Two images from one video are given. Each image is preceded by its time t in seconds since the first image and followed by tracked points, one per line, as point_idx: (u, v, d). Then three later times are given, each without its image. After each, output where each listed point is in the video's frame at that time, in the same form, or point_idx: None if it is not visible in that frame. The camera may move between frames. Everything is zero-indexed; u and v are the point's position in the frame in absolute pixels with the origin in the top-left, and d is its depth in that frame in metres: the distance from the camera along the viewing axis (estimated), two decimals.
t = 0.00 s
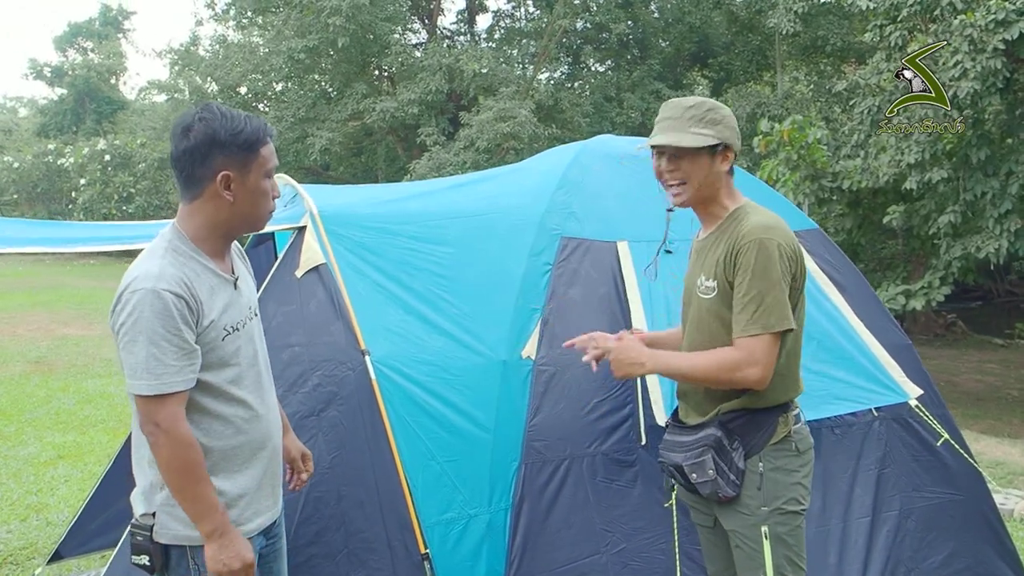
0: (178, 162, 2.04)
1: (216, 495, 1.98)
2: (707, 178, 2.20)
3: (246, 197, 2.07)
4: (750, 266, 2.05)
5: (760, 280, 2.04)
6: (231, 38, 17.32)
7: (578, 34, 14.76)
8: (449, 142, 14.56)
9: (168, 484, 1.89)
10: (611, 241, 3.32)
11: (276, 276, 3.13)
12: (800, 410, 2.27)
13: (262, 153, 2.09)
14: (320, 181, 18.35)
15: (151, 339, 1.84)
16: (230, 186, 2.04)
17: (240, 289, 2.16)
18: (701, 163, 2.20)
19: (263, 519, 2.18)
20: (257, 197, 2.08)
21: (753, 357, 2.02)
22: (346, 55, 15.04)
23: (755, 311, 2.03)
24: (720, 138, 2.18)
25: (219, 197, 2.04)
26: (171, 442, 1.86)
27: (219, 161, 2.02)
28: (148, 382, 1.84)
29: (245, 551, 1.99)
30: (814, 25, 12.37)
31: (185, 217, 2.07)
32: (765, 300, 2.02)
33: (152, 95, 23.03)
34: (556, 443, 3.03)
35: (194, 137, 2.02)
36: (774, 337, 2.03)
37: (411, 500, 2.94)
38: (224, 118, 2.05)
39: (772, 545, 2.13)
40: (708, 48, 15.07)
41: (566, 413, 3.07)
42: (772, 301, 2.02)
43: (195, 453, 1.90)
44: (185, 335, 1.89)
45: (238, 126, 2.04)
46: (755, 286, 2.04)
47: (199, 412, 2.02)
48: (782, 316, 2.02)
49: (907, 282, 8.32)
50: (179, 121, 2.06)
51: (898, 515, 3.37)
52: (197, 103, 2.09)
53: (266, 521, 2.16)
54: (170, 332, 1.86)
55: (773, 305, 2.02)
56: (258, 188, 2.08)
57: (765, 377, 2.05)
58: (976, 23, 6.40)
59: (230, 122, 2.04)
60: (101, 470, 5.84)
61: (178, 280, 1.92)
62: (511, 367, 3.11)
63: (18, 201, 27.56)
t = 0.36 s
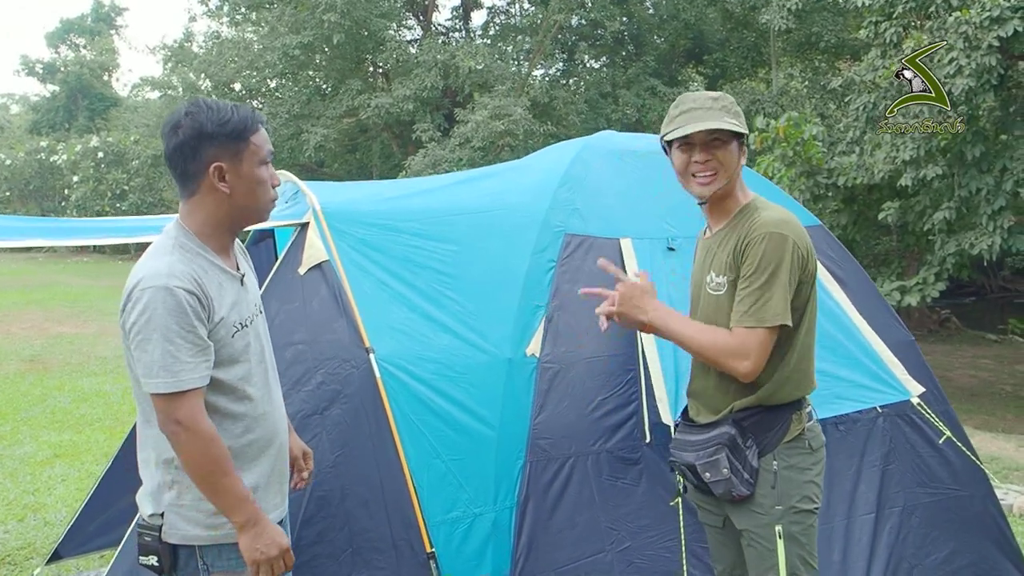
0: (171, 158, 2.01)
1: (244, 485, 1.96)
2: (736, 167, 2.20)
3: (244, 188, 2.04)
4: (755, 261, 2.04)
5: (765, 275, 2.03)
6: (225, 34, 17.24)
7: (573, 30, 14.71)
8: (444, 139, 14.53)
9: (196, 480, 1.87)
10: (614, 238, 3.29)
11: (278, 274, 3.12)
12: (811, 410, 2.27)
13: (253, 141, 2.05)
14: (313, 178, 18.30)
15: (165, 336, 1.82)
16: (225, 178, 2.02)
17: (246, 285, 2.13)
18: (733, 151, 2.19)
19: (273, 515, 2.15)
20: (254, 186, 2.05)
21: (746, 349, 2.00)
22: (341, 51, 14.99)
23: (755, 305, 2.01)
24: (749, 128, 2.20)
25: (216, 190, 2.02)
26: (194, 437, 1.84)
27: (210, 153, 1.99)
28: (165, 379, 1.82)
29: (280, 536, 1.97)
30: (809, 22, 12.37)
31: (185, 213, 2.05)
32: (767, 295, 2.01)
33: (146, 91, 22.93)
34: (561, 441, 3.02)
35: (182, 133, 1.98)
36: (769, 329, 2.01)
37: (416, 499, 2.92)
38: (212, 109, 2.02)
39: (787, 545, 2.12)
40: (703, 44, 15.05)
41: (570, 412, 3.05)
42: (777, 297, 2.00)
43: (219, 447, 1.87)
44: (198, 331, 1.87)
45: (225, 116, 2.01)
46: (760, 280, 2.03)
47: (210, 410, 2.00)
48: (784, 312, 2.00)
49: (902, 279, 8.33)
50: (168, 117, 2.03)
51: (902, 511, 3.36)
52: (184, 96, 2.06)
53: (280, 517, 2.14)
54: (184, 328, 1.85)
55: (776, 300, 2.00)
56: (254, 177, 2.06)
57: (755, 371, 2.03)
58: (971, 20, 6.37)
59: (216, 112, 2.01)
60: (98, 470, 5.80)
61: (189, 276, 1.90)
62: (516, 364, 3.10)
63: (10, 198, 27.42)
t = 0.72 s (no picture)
0: (198, 151, 1.97)
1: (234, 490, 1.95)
2: (714, 193, 2.19)
3: (255, 199, 2.00)
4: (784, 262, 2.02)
5: (798, 276, 2.01)
6: (216, 30, 17.15)
7: (566, 27, 14.66)
8: (437, 136, 14.50)
9: (187, 481, 1.85)
10: (617, 235, 3.28)
11: (281, 271, 3.09)
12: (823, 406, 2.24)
13: (282, 160, 2.02)
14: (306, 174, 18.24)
15: (163, 334, 1.80)
16: (240, 185, 1.98)
17: (246, 284, 2.11)
18: (703, 182, 2.18)
19: (274, 517, 2.13)
20: (266, 201, 2.02)
21: (814, 350, 2.00)
22: (333, 48, 14.94)
23: (796, 305, 2.00)
24: (712, 152, 2.17)
25: (228, 193, 1.98)
26: (187, 439, 1.82)
27: (234, 157, 1.96)
28: (162, 378, 1.80)
29: (265, 546, 1.95)
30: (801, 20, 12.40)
31: (194, 208, 2.01)
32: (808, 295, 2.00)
33: (136, 88, 22.79)
34: (565, 439, 3.00)
35: (218, 127, 1.96)
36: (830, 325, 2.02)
37: (422, 497, 2.91)
38: (250, 116, 1.99)
39: (790, 539, 2.13)
40: (695, 42, 15.06)
41: (574, 410, 3.04)
42: (810, 297, 2.00)
43: (212, 450, 1.85)
44: (197, 331, 1.85)
45: (263, 125, 1.98)
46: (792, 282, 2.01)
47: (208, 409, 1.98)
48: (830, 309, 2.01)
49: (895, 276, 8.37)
50: (208, 110, 2.01)
51: (905, 508, 3.36)
52: (231, 96, 2.04)
53: (279, 518, 2.12)
54: (182, 327, 1.82)
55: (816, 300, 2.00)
56: (268, 194, 2.02)
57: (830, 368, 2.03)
58: (963, 18, 6.37)
59: (256, 121, 1.99)
60: (94, 469, 5.77)
61: (189, 274, 1.87)
62: (521, 363, 3.09)
63: None
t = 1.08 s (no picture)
0: (195, 146, 1.96)
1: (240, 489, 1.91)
2: (711, 205, 2.22)
3: (261, 191, 1.97)
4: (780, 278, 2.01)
5: (790, 291, 2.00)
6: (207, 25, 17.04)
7: (559, 23, 14.63)
8: (430, 132, 14.45)
9: (193, 480, 1.82)
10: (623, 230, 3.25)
11: (286, 266, 3.06)
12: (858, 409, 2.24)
13: (280, 146, 1.98)
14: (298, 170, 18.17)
15: (173, 330, 1.77)
16: (243, 176, 1.95)
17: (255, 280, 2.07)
18: (695, 198, 2.24)
19: (277, 515, 2.09)
20: (272, 191, 1.98)
21: (778, 363, 2.01)
22: (326, 43, 14.88)
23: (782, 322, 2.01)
24: (696, 170, 2.19)
25: (232, 187, 1.94)
26: (194, 437, 1.79)
27: (232, 150, 1.93)
28: (171, 374, 1.77)
29: (271, 546, 1.91)
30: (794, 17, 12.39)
31: (199, 206, 1.98)
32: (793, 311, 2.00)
33: (126, 83, 22.65)
34: (572, 435, 2.99)
35: (212, 122, 1.93)
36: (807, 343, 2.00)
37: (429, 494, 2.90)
38: (242, 107, 1.95)
39: (809, 540, 2.14)
40: (688, 39, 15.02)
41: (581, 407, 3.02)
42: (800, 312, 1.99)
43: (219, 448, 1.82)
44: (207, 326, 1.82)
45: (257, 115, 1.94)
46: (785, 297, 2.01)
47: (215, 406, 1.94)
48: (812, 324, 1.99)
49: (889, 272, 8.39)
50: (198, 106, 1.98)
51: (910, 503, 3.36)
52: (222, 88, 2.00)
53: (284, 517, 2.08)
54: (192, 323, 1.80)
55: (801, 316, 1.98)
56: (274, 182, 1.99)
57: (794, 383, 2.03)
58: (958, 15, 6.39)
59: (251, 111, 1.95)
60: (90, 466, 5.72)
61: (198, 269, 1.84)
62: (527, 359, 3.08)
63: None
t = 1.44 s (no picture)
0: (201, 142, 1.92)
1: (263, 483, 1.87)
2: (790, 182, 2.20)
3: (263, 191, 1.92)
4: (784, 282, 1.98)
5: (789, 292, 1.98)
6: (205, 17, 16.94)
7: (559, 16, 14.57)
8: (429, 125, 14.39)
9: (210, 476, 1.78)
10: (633, 223, 3.23)
11: (296, 259, 3.04)
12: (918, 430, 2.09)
13: (286, 143, 1.92)
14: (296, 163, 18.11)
15: (178, 329, 1.73)
16: (245, 176, 1.90)
17: (266, 273, 2.02)
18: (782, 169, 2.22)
19: (294, 510, 2.07)
20: (275, 190, 1.93)
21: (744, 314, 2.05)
22: (325, 35, 14.81)
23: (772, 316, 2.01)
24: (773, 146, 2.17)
25: (233, 186, 1.90)
26: (207, 434, 1.75)
27: (233, 149, 1.88)
28: (178, 373, 1.73)
29: (299, 536, 1.87)
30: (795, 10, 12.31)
31: (203, 203, 1.94)
32: (784, 311, 1.98)
33: (125, 75, 22.56)
34: (584, 429, 2.97)
35: (214, 119, 1.89)
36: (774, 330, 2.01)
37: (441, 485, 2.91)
38: (246, 105, 1.89)
39: (847, 556, 2.10)
40: (688, 32, 14.91)
41: (592, 401, 3.00)
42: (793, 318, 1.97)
43: (235, 443, 1.78)
44: (214, 323, 1.77)
45: (262, 112, 1.89)
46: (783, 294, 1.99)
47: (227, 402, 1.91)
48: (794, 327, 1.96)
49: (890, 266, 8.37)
50: (203, 102, 1.93)
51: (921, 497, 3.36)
52: (229, 82, 1.95)
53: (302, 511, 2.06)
54: (198, 321, 1.75)
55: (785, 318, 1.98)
56: (278, 182, 1.93)
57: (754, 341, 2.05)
58: (960, 7, 6.33)
59: (255, 108, 1.89)
60: (93, 459, 5.70)
61: (204, 265, 1.79)
62: (538, 353, 3.06)
63: None
